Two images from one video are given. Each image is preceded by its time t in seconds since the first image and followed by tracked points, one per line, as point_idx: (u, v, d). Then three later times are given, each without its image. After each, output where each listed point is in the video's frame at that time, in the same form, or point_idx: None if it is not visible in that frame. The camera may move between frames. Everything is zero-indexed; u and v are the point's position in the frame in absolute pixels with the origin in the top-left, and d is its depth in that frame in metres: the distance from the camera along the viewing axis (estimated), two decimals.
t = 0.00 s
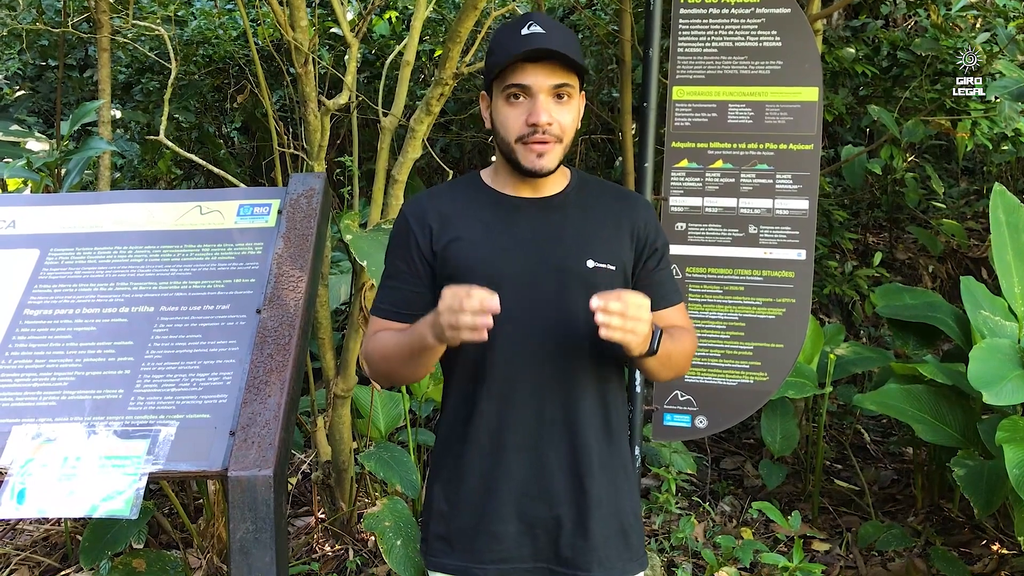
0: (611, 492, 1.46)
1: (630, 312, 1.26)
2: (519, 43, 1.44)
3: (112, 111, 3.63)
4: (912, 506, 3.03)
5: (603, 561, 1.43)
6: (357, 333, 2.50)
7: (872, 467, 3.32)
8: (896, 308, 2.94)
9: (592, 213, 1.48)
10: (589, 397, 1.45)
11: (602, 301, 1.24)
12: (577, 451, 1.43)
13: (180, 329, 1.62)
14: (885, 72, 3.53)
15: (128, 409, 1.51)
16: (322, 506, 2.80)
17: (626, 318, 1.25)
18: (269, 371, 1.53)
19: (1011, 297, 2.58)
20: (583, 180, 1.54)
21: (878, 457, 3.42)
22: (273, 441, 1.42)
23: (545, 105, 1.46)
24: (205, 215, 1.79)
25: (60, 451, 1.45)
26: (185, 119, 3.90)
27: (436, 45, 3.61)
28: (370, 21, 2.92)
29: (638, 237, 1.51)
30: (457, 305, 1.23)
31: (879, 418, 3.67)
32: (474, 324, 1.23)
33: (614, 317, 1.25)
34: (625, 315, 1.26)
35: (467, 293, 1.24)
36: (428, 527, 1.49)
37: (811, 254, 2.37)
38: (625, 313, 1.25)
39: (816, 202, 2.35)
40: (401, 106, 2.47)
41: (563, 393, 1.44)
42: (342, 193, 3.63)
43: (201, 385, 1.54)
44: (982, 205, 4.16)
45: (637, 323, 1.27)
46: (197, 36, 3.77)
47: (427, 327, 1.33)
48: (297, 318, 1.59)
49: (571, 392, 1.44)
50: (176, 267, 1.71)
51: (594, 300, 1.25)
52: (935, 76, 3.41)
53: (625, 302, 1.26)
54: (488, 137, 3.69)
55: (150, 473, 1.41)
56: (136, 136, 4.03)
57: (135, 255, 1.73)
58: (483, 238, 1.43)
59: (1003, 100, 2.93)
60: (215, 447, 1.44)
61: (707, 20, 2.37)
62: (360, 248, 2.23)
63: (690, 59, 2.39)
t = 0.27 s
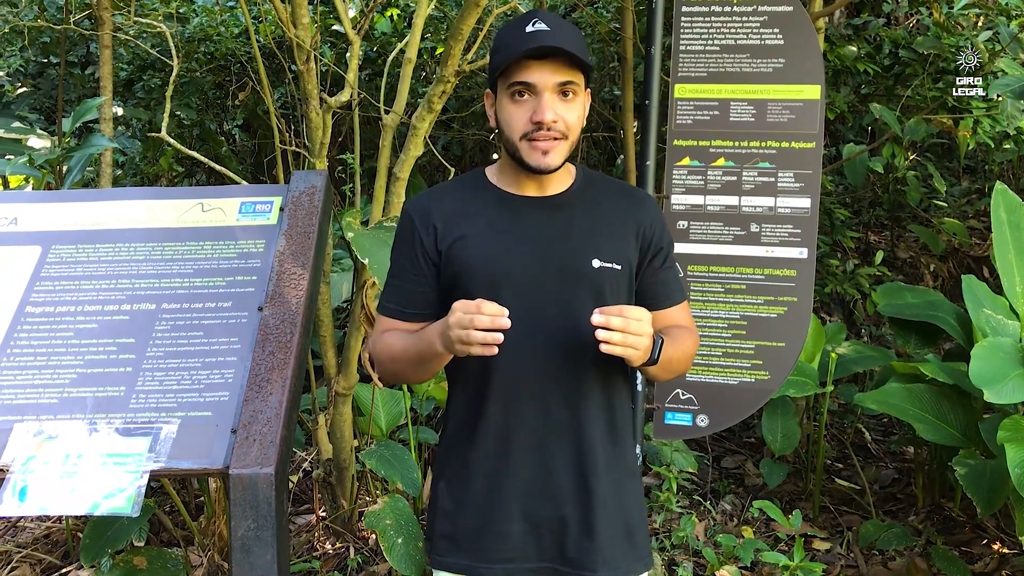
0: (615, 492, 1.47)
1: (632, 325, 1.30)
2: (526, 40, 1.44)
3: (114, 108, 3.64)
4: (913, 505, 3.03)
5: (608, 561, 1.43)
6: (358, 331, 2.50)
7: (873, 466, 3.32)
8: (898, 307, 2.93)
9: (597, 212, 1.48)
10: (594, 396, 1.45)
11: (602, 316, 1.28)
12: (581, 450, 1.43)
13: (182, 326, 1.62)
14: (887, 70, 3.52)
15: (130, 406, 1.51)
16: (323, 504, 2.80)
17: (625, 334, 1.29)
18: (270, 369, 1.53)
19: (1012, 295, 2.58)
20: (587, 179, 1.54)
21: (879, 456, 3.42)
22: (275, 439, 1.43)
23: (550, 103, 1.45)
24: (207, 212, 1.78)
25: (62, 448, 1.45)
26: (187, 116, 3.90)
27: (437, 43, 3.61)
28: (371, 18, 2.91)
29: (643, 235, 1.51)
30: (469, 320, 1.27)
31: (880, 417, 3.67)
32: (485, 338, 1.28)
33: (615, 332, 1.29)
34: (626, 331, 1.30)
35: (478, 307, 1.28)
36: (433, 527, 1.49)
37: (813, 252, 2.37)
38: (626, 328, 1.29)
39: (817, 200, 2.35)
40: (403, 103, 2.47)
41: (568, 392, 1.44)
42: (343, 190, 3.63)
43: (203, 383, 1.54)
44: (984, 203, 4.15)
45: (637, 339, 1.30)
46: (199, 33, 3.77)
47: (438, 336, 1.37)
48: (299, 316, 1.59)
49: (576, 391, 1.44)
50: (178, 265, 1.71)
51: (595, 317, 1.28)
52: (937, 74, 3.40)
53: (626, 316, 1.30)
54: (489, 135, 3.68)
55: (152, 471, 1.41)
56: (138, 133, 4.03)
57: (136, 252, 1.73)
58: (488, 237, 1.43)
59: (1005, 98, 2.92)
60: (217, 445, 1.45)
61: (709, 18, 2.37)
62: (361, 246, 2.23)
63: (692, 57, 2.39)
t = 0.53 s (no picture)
0: (619, 488, 1.46)
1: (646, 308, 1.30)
2: (542, 26, 1.46)
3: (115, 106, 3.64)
4: (914, 505, 3.03)
5: (611, 558, 1.43)
6: (359, 329, 2.50)
7: (874, 465, 3.33)
8: (899, 307, 2.93)
9: (601, 209, 1.48)
10: (597, 393, 1.45)
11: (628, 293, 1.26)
12: (585, 447, 1.44)
13: (183, 324, 1.62)
14: (889, 70, 3.52)
15: (131, 404, 1.51)
16: (324, 502, 2.80)
17: (635, 320, 1.29)
18: (271, 367, 1.53)
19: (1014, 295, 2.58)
20: (591, 175, 1.54)
21: (880, 455, 3.42)
22: (276, 437, 1.43)
23: (557, 92, 1.46)
24: (208, 211, 1.78)
25: (63, 446, 1.45)
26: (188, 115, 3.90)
27: (439, 41, 3.61)
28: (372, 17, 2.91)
29: (647, 233, 1.51)
30: (476, 305, 1.24)
31: (881, 417, 3.67)
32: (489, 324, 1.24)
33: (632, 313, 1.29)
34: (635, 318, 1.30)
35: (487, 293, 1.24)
36: (436, 523, 1.49)
37: (814, 251, 2.37)
38: (643, 311, 1.29)
39: (819, 200, 2.35)
40: (404, 102, 2.47)
41: (572, 389, 1.44)
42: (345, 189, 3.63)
43: (204, 380, 1.54)
44: (985, 203, 4.14)
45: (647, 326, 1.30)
46: (200, 32, 3.77)
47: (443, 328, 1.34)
48: (300, 314, 1.59)
49: (579, 388, 1.44)
50: (179, 263, 1.71)
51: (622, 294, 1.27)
52: (939, 73, 3.39)
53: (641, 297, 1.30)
54: (490, 134, 3.68)
55: (153, 469, 1.41)
56: (139, 132, 4.04)
57: (138, 251, 1.73)
58: (491, 233, 1.43)
59: (1007, 98, 2.92)
60: (218, 442, 1.45)
61: (711, 17, 2.37)
62: (362, 245, 2.23)
63: (694, 56, 2.39)
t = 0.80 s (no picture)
0: (621, 488, 1.46)
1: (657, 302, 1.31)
2: (557, 30, 1.46)
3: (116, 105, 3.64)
4: (914, 504, 3.03)
5: (613, 558, 1.43)
6: (360, 328, 2.50)
7: (874, 465, 3.33)
8: (900, 307, 2.93)
9: (605, 209, 1.48)
10: (600, 392, 1.45)
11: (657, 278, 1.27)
12: (587, 446, 1.44)
13: (184, 323, 1.62)
14: (890, 70, 3.52)
15: (132, 403, 1.51)
16: (324, 501, 2.81)
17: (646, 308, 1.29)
18: (272, 366, 1.53)
19: (1015, 295, 2.58)
20: (596, 176, 1.54)
21: (880, 455, 3.42)
22: (276, 436, 1.43)
23: (569, 97, 1.46)
24: (209, 210, 1.79)
25: (64, 444, 1.46)
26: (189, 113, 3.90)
27: (439, 41, 3.61)
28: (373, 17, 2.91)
29: (651, 234, 1.51)
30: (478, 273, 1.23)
31: (881, 417, 3.67)
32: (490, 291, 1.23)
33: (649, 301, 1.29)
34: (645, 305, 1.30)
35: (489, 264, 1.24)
36: (438, 522, 1.49)
37: (815, 251, 2.37)
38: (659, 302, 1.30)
39: (819, 199, 2.35)
40: (405, 101, 2.47)
41: (574, 388, 1.44)
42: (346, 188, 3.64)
43: (204, 379, 1.54)
44: (986, 203, 4.14)
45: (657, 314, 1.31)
46: (201, 31, 3.77)
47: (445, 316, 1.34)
48: (301, 314, 1.60)
49: (582, 388, 1.44)
50: (180, 262, 1.71)
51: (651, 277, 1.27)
52: (940, 73, 3.39)
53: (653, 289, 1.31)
54: (491, 133, 3.68)
55: (154, 467, 1.42)
56: (140, 131, 4.04)
57: (138, 250, 1.73)
58: (495, 232, 1.43)
59: (1008, 98, 2.91)
60: (218, 441, 1.45)
61: (712, 17, 2.37)
62: (363, 244, 2.23)
63: (695, 56, 2.39)
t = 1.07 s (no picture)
0: (625, 489, 1.46)
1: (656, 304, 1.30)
2: (569, 29, 1.46)
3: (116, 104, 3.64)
4: (914, 504, 3.03)
5: (617, 559, 1.43)
6: (360, 327, 2.50)
7: (874, 465, 3.33)
8: (900, 307, 2.93)
9: (609, 209, 1.48)
10: (603, 393, 1.45)
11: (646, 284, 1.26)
12: (591, 447, 1.44)
13: (184, 321, 1.62)
14: (891, 70, 3.52)
15: (132, 401, 1.51)
16: (324, 499, 2.81)
17: (643, 310, 1.28)
18: (272, 364, 1.53)
19: (1015, 295, 2.58)
20: (601, 176, 1.54)
21: (880, 455, 3.42)
22: (276, 435, 1.43)
23: (578, 96, 1.47)
24: (209, 208, 1.78)
25: (63, 442, 1.46)
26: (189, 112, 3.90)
27: (440, 39, 3.61)
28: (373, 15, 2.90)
29: (655, 234, 1.51)
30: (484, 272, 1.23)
31: (881, 417, 3.67)
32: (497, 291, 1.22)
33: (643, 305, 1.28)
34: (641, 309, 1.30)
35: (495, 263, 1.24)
36: (441, 522, 1.49)
37: (815, 251, 2.37)
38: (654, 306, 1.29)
39: (820, 199, 2.35)
40: (405, 100, 2.47)
41: (578, 388, 1.44)
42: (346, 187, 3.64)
43: (204, 378, 1.54)
44: (986, 203, 4.13)
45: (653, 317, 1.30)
46: (201, 29, 3.77)
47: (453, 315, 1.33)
48: (301, 312, 1.59)
49: (585, 388, 1.44)
50: (180, 260, 1.71)
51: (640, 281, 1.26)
52: (940, 73, 3.39)
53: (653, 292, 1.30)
54: (491, 132, 3.68)
55: (153, 465, 1.41)
56: (140, 129, 4.04)
57: (138, 248, 1.73)
58: (499, 230, 1.43)
59: (1009, 98, 2.91)
60: (218, 440, 1.45)
61: (712, 16, 2.37)
62: (364, 243, 2.23)
63: (696, 55, 2.39)
